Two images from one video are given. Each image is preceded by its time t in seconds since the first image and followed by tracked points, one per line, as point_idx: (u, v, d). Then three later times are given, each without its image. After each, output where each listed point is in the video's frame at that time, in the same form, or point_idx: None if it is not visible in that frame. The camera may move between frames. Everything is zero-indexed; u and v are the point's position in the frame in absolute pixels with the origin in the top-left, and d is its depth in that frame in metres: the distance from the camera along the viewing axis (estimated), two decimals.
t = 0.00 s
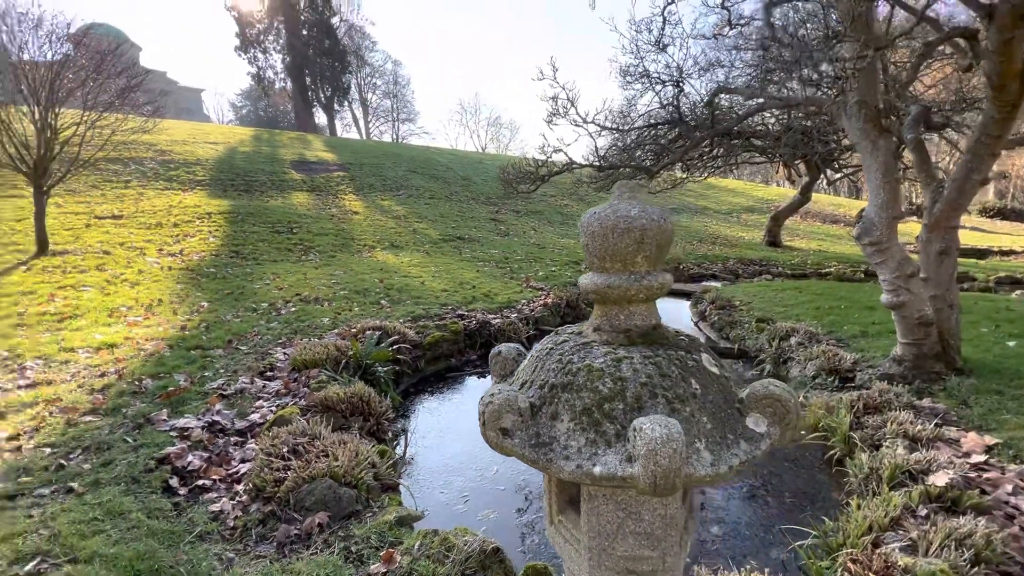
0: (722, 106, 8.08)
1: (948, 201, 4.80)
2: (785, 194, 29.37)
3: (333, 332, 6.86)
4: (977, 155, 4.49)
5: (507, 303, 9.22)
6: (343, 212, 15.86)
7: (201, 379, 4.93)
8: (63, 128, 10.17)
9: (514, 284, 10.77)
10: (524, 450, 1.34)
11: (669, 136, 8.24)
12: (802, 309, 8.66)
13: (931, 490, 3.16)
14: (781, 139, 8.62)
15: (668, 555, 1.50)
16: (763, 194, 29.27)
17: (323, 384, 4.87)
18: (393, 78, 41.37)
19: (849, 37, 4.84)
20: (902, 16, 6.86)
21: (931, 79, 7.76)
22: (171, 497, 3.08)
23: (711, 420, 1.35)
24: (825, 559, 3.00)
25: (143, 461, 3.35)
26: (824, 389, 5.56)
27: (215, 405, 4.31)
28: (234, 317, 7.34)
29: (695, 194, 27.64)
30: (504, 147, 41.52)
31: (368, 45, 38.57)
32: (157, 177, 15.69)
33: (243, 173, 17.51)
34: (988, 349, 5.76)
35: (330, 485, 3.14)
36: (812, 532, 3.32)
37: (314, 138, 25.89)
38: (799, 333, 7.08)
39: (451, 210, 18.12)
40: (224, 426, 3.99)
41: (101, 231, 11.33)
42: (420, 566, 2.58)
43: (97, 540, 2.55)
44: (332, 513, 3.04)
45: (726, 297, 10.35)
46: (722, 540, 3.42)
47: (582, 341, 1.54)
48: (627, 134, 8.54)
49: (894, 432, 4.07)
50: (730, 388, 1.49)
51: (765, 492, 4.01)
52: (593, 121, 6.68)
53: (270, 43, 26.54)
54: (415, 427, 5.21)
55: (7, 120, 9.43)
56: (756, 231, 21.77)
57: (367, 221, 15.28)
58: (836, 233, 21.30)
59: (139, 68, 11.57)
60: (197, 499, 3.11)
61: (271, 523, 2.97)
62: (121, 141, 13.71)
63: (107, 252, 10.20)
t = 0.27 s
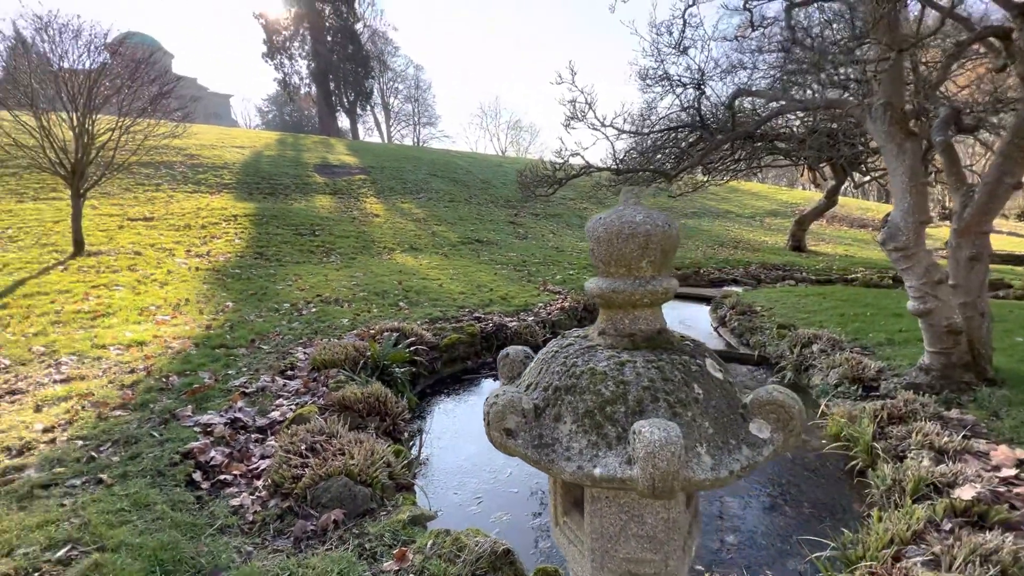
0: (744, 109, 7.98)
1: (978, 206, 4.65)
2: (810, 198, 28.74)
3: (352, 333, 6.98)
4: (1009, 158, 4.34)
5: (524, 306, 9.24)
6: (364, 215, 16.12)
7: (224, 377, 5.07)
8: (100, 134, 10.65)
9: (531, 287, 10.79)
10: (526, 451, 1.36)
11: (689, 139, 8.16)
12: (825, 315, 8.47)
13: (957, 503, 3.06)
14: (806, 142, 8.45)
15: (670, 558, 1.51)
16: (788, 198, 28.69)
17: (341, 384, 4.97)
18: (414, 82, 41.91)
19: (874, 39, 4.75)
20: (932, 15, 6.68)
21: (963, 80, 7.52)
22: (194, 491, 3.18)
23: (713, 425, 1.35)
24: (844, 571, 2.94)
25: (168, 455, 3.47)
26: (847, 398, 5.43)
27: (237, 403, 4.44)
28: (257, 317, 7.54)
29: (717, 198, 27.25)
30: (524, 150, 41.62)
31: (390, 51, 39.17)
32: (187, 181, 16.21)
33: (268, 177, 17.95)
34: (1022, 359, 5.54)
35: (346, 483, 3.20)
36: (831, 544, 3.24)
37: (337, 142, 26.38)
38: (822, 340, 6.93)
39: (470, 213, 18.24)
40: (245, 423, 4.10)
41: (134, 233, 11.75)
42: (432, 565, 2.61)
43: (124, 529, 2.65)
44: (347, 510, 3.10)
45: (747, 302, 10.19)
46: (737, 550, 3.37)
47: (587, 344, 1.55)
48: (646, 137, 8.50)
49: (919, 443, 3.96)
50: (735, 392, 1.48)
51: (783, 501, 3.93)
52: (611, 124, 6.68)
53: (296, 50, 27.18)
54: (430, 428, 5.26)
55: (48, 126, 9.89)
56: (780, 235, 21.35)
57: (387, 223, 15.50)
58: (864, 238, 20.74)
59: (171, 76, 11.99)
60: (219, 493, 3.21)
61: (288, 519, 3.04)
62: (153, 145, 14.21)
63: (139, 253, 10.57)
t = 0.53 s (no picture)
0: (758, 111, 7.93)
1: (996, 209, 4.57)
2: (827, 201, 28.34)
3: (364, 333, 7.07)
4: None
5: (535, 308, 9.27)
6: (377, 217, 16.30)
7: (239, 375, 5.19)
8: (122, 138, 10.97)
9: (542, 289, 10.82)
10: (524, 442, 1.40)
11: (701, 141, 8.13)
12: (840, 319, 8.36)
13: (969, 509, 3.02)
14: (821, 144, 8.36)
15: (665, 551, 1.54)
16: (804, 201, 28.30)
17: (352, 383, 5.05)
18: (428, 86, 42.26)
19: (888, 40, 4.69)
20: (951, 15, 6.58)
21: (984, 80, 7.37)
22: (209, 484, 3.26)
23: (706, 419, 1.36)
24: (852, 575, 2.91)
25: (185, 449, 3.56)
26: (860, 403, 5.36)
27: (251, 400, 4.54)
28: (271, 316, 7.68)
29: (731, 200, 27.00)
30: (537, 153, 41.67)
31: (404, 54, 39.56)
32: (206, 183, 16.55)
33: (284, 179, 18.25)
34: None
35: (355, 478, 3.26)
36: (840, 549, 3.22)
37: (351, 145, 26.70)
38: (835, 344, 6.84)
39: (482, 215, 18.33)
40: (258, 419, 4.19)
41: (154, 234, 12.04)
42: (438, 560, 2.65)
43: (141, 519, 2.74)
44: (356, 505, 3.16)
45: (759, 306, 10.10)
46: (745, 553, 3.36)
47: (585, 340, 1.58)
48: (659, 139, 8.51)
49: (933, 449, 3.90)
50: (729, 388, 1.49)
51: (792, 506, 3.90)
52: (622, 126, 6.71)
53: (313, 54, 27.59)
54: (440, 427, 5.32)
55: (73, 130, 10.20)
56: (795, 238, 21.07)
57: (400, 225, 15.65)
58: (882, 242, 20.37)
59: (191, 81, 12.28)
60: (232, 487, 3.29)
61: (299, 513, 3.11)
62: (174, 148, 14.55)
63: (158, 253, 10.83)
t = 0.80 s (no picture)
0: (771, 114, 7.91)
1: (1012, 212, 4.54)
2: (845, 205, 27.91)
3: (376, 334, 7.20)
4: None
5: (545, 311, 9.32)
6: (391, 220, 16.50)
7: (254, 373, 5.33)
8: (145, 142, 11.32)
9: (553, 292, 10.88)
10: (514, 433, 1.45)
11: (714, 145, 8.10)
12: (854, 325, 8.25)
13: (977, 516, 2.99)
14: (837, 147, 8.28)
15: (651, 540, 1.59)
16: (821, 205, 27.91)
17: (363, 382, 5.15)
18: (443, 90, 42.66)
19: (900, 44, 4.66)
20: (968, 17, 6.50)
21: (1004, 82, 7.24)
22: (223, 477, 3.38)
23: (688, 413, 1.40)
24: None
25: (201, 444, 3.69)
26: (871, 409, 5.30)
27: (265, 397, 4.67)
28: (286, 317, 7.85)
29: (746, 204, 26.75)
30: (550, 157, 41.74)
31: (420, 59, 39.98)
32: (225, 187, 16.94)
33: (301, 183, 18.59)
34: None
35: (363, 474, 3.35)
36: (845, 554, 3.21)
37: (367, 149, 27.07)
38: (848, 350, 6.78)
39: (494, 219, 18.45)
40: (272, 416, 4.31)
41: (175, 236, 12.36)
42: (442, 554, 2.72)
43: (159, 509, 2.85)
44: (364, 500, 3.24)
45: (772, 311, 10.02)
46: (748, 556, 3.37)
47: (576, 337, 1.63)
48: (672, 143, 8.55)
49: (943, 455, 3.86)
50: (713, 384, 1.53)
51: (798, 511, 3.90)
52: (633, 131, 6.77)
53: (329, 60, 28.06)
54: (448, 427, 5.40)
55: (100, 135, 10.55)
56: (812, 243, 20.79)
57: (413, 229, 15.83)
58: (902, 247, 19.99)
59: (212, 87, 12.63)
60: (245, 480, 3.40)
61: (309, 506, 3.20)
62: (195, 153, 14.94)
63: (179, 255, 11.13)
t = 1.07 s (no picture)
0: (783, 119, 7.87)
1: None
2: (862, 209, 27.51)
3: (386, 336, 7.29)
4: None
5: (554, 315, 9.35)
6: (403, 223, 16.66)
7: (266, 373, 5.44)
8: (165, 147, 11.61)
9: (562, 296, 10.94)
10: (507, 432, 1.50)
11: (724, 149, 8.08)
12: (867, 331, 8.16)
13: (985, 525, 2.96)
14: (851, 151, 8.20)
15: (639, 536, 1.64)
16: (837, 209, 27.55)
17: (372, 384, 5.24)
18: (456, 94, 42.98)
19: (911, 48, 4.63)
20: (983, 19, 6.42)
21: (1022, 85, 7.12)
22: (235, 474, 3.47)
23: (674, 414, 1.43)
24: None
25: (214, 441, 3.79)
26: (882, 416, 5.25)
27: (276, 397, 4.77)
28: (298, 318, 7.99)
29: (760, 208, 26.50)
30: (562, 161, 41.77)
31: (433, 64, 40.33)
32: (241, 190, 17.25)
33: (315, 186, 18.86)
34: None
35: (370, 473, 3.41)
36: (850, 561, 3.19)
37: (380, 153, 27.37)
38: (859, 356, 6.71)
39: (505, 222, 18.52)
40: (283, 416, 4.40)
41: (192, 238, 12.64)
42: (446, 553, 2.78)
43: (173, 504, 2.94)
44: (371, 499, 3.31)
45: (784, 316, 9.94)
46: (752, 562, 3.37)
47: (570, 341, 1.67)
48: (683, 147, 8.56)
49: (953, 463, 3.81)
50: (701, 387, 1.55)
51: (804, 519, 3.88)
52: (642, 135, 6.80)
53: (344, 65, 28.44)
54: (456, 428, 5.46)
55: (121, 140, 10.85)
56: (827, 247, 20.53)
57: (425, 232, 15.98)
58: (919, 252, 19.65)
59: (229, 93, 12.91)
60: (256, 478, 3.48)
61: (317, 504, 3.27)
62: (212, 157, 15.27)
63: (195, 257, 11.37)
